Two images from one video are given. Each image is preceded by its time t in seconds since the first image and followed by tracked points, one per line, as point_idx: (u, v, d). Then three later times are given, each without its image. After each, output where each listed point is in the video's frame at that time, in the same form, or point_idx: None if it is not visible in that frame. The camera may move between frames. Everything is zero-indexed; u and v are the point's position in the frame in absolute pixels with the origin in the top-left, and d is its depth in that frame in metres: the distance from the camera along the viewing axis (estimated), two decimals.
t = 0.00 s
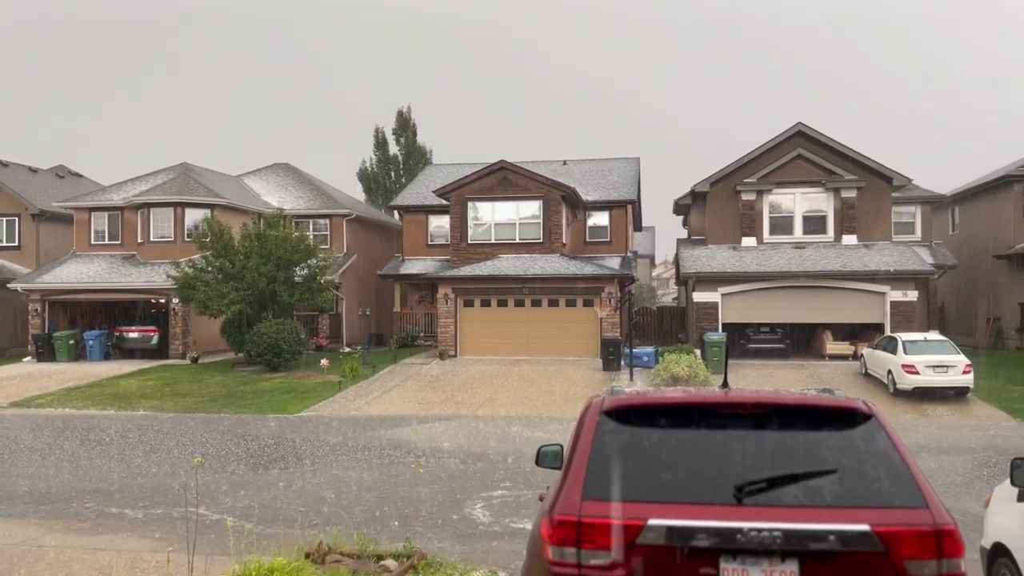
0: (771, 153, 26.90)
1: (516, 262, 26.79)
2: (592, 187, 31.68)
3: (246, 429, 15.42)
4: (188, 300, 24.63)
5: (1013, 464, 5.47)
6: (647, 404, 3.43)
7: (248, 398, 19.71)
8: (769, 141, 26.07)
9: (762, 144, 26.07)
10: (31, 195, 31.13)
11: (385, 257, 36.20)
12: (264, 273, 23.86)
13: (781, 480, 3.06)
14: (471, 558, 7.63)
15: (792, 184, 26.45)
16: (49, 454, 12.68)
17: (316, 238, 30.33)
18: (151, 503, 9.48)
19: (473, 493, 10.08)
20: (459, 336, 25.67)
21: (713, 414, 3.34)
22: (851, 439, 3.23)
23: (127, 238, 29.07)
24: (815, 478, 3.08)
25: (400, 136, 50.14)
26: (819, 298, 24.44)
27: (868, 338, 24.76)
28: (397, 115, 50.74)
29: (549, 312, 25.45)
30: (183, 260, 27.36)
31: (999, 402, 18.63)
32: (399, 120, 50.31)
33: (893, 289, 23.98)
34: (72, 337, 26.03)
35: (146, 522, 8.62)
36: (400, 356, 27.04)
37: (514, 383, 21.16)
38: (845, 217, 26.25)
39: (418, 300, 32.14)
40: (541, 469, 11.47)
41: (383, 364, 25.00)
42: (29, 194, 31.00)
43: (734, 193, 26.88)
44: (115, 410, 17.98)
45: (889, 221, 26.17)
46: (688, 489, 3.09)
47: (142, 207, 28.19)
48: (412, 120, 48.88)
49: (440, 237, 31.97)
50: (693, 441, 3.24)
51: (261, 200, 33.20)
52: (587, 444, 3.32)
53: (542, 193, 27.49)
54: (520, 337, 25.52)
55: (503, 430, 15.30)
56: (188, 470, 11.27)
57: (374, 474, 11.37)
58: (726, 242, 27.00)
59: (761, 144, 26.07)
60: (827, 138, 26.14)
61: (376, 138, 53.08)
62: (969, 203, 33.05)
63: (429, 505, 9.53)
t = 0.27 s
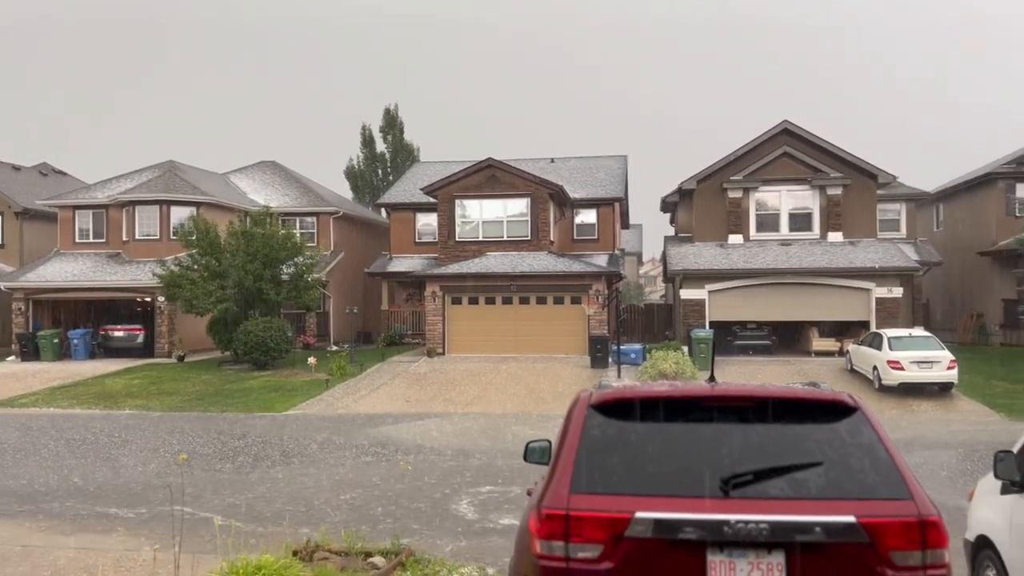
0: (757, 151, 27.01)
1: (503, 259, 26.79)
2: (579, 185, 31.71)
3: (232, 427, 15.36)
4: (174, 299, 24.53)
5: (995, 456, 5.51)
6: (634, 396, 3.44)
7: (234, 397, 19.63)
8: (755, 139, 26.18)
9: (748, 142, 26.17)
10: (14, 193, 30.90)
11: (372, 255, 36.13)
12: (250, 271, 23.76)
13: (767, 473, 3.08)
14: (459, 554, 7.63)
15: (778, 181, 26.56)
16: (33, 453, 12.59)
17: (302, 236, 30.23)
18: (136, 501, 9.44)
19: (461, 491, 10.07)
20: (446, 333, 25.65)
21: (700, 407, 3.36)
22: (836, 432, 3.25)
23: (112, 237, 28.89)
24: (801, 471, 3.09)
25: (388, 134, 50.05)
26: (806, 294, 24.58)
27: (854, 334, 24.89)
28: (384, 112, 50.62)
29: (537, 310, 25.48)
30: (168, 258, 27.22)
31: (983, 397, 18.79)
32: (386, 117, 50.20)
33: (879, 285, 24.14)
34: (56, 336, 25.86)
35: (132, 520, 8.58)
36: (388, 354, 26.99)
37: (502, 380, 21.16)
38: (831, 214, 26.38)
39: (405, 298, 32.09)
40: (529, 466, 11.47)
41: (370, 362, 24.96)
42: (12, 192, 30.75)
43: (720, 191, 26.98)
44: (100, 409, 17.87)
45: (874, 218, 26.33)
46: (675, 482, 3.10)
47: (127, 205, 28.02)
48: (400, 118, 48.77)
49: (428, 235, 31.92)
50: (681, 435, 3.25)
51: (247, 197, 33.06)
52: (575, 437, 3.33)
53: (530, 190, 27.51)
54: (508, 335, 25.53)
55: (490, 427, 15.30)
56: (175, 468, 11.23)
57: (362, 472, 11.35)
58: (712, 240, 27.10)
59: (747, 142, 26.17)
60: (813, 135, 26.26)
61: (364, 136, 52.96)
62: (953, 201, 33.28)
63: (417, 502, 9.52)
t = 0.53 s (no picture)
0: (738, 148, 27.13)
1: (485, 256, 26.77)
2: (561, 181, 31.73)
3: (212, 424, 15.25)
4: (152, 295, 24.34)
5: (972, 450, 5.57)
6: (613, 391, 3.44)
7: (214, 394, 19.51)
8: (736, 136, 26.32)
9: (729, 139, 26.30)
10: None
11: (353, 251, 35.99)
12: (230, 267, 23.60)
13: (744, 466, 3.09)
14: (439, 551, 7.64)
15: (758, 178, 26.70)
16: (8, 451, 12.45)
17: (283, 232, 30.08)
18: (114, 499, 9.35)
19: (442, 487, 10.06)
20: (428, 330, 25.61)
21: (678, 401, 3.36)
22: (813, 425, 3.27)
23: (90, 233, 28.60)
24: (778, 464, 3.11)
25: (369, 130, 49.86)
26: (786, 291, 24.75)
27: (833, 330, 25.09)
28: (366, 108, 50.43)
29: (519, 306, 25.49)
30: (147, 254, 26.98)
31: (960, 393, 19.01)
32: (368, 112, 50.00)
33: (858, 282, 24.35)
34: (33, 333, 25.58)
35: (109, 519, 8.50)
36: (370, 351, 26.92)
37: (484, 377, 21.16)
38: (811, 212, 26.56)
39: (387, 294, 32.00)
40: (510, 463, 11.48)
41: (352, 359, 24.87)
42: None
43: (701, 188, 27.09)
44: (78, 407, 17.70)
45: (854, 215, 26.54)
46: (653, 476, 3.11)
47: (105, 201, 27.74)
48: (381, 114, 48.63)
49: (409, 231, 31.84)
50: (659, 429, 3.26)
51: (227, 193, 32.82)
52: (554, 432, 3.33)
53: (512, 187, 27.50)
54: (490, 332, 25.53)
55: (472, 424, 15.29)
56: (153, 466, 11.14)
57: (342, 468, 11.32)
58: (694, 237, 27.22)
59: (729, 139, 26.30)
60: (793, 133, 26.41)
61: (345, 131, 52.74)
62: (931, 198, 33.61)
63: (398, 499, 9.50)
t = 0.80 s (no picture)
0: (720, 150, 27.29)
1: (468, 256, 26.76)
2: (544, 182, 31.78)
3: (190, 425, 15.17)
4: (131, 295, 24.16)
5: (943, 451, 5.63)
6: (584, 393, 3.46)
7: (192, 394, 19.39)
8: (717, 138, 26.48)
9: (711, 141, 26.46)
10: None
11: (335, 251, 35.88)
12: (210, 267, 23.45)
13: (712, 467, 3.12)
14: (416, 551, 7.64)
15: (739, 181, 26.87)
16: None
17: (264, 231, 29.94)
18: (89, 501, 9.28)
19: (422, 488, 10.05)
20: (410, 330, 25.57)
21: (649, 403, 3.39)
22: (780, 427, 3.31)
23: (68, 231, 28.34)
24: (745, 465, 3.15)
25: (352, 129, 49.73)
26: (766, 292, 24.92)
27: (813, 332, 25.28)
28: (349, 107, 50.29)
29: (501, 307, 25.50)
30: (126, 253, 26.77)
31: (936, 394, 19.25)
32: (351, 112, 49.87)
33: (837, 284, 24.54)
34: (9, 332, 25.32)
35: (84, 520, 8.44)
36: (351, 351, 26.85)
37: (465, 377, 21.15)
38: (791, 214, 26.75)
39: (369, 295, 31.93)
40: (489, 464, 11.48)
41: (333, 359, 24.79)
42: None
43: (683, 189, 27.24)
44: (54, 407, 17.53)
45: (833, 218, 26.78)
46: (622, 478, 3.14)
47: (84, 199, 27.50)
48: (364, 113, 48.51)
49: (392, 231, 31.77)
50: (629, 430, 3.28)
51: (208, 192, 32.63)
52: (525, 434, 3.35)
53: (495, 188, 27.51)
54: (472, 333, 25.52)
55: (453, 425, 15.28)
56: (129, 467, 11.07)
57: (321, 469, 11.29)
58: (675, 238, 27.35)
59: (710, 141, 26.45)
60: (774, 135, 26.61)
61: (328, 131, 52.56)
62: (910, 201, 33.94)
63: (377, 500, 9.49)
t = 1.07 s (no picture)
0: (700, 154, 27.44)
1: (448, 258, 26.74)
2: (525, 185, 31.82)
3: (167, 427, 15.07)
4: (109, 296, 23.96)
5: (907, 454, 5.70)
6: (548, 396, 3.49)
7: (170, 396, 19.25)
8: (698, 142, 26.64)
9: (691, 145, 26.61)
10: None
11: (316, 252, 35.74)
12: (188, 268, 23.30)
13: (672, 469, 3.16)
14: (390, 554, 7.63)
15: (719, 184, 27.03)
16: None
17: (244, 233, 29.78)
18: (61, 503, 9.20)
19: (399, 490, 10.04)
20: (390, 333, 25.51)
21: (613, 406, 3.42)
22: (741, 429, 3.35)
23: (45, 231, 28.07)
24: (706, 466, 3.19)
25: (334, 131, 49.58)
26: (745, 296, 25.09)
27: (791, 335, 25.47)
28: (331, 108, 50.14)
29: (481, 309, 25.50)
30: (104, 254, 26.56)
31: (911, 396, 19.45)
32: (332, 113, 49.72)
33: (815, 287, 24.73)
34: None
35: (54, 522, 8.36)
36: (330, 353, 26.75)
37: (445, 380, 21.13)
38: (770, 218, 26.93)
39: (349, 297, 31.83)
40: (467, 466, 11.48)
41: (312, 361, 24.69)
42: None
43: (663, 193, 27.38)
44: (29, 409, 17.35)
45: (812, 222, 26.98)
46: (584, 479, 3.17)
47: (61, 199, 27.25)
48: (346, 115, 48.37)
49: (373, 233, 31.69)
50: (592, 432, 3.31)
51: (187, 193, 32.42)
52: (489, 436, 3.37)
53: (476, 190, 27.51)
54: (452, 335, 25.50)
55: (431, 427, 15.26)
56: (103, 470, 10.98)
57: (297, 472, 11.24)
58: (655, 241, 27.47)
59: (690, 145, 26.60)
60: (753, 140, 26.81)
61: (309, 132, 52.38)
62: (888, 206, 34.26)
63: (352, 502, 9.46)
